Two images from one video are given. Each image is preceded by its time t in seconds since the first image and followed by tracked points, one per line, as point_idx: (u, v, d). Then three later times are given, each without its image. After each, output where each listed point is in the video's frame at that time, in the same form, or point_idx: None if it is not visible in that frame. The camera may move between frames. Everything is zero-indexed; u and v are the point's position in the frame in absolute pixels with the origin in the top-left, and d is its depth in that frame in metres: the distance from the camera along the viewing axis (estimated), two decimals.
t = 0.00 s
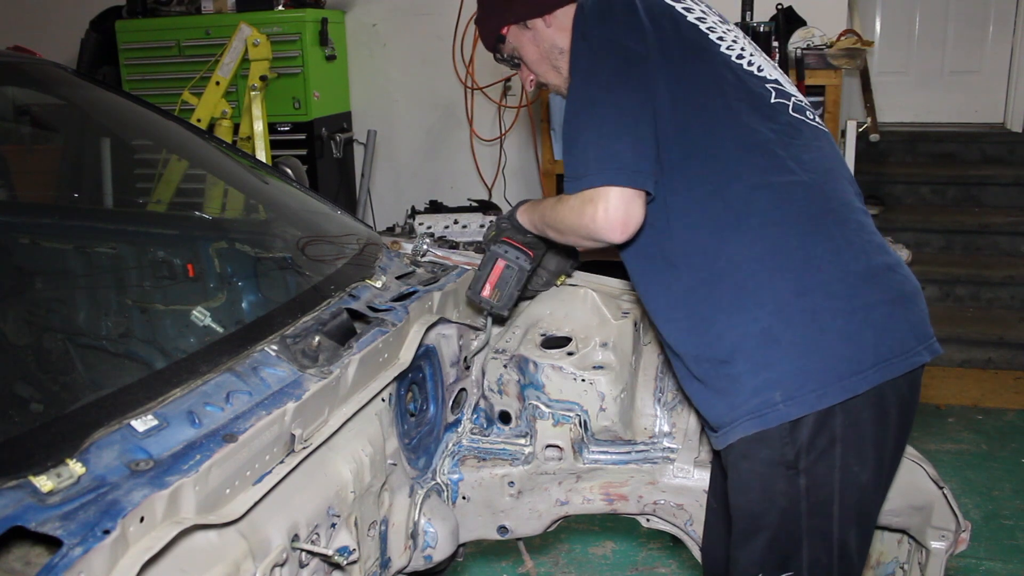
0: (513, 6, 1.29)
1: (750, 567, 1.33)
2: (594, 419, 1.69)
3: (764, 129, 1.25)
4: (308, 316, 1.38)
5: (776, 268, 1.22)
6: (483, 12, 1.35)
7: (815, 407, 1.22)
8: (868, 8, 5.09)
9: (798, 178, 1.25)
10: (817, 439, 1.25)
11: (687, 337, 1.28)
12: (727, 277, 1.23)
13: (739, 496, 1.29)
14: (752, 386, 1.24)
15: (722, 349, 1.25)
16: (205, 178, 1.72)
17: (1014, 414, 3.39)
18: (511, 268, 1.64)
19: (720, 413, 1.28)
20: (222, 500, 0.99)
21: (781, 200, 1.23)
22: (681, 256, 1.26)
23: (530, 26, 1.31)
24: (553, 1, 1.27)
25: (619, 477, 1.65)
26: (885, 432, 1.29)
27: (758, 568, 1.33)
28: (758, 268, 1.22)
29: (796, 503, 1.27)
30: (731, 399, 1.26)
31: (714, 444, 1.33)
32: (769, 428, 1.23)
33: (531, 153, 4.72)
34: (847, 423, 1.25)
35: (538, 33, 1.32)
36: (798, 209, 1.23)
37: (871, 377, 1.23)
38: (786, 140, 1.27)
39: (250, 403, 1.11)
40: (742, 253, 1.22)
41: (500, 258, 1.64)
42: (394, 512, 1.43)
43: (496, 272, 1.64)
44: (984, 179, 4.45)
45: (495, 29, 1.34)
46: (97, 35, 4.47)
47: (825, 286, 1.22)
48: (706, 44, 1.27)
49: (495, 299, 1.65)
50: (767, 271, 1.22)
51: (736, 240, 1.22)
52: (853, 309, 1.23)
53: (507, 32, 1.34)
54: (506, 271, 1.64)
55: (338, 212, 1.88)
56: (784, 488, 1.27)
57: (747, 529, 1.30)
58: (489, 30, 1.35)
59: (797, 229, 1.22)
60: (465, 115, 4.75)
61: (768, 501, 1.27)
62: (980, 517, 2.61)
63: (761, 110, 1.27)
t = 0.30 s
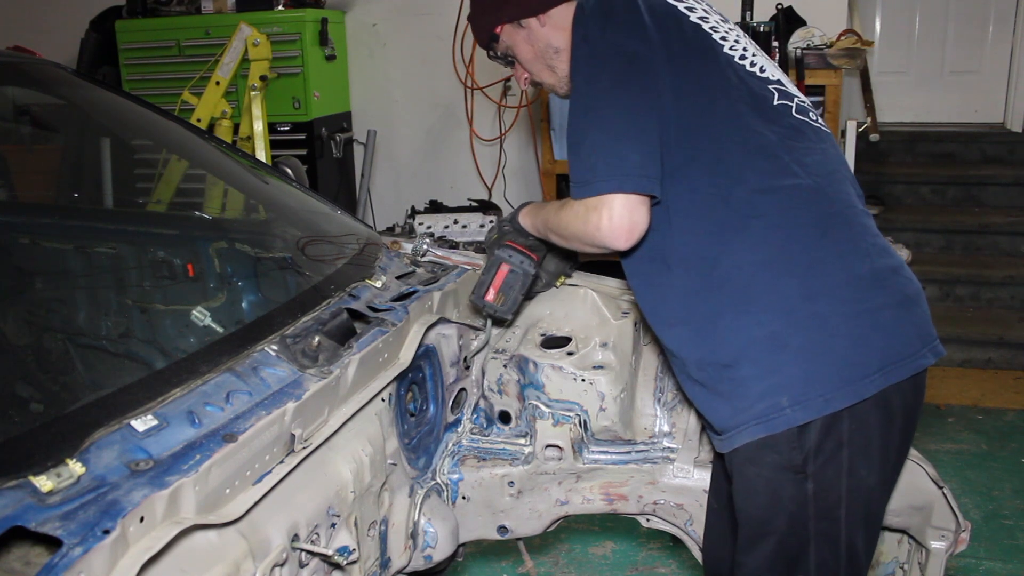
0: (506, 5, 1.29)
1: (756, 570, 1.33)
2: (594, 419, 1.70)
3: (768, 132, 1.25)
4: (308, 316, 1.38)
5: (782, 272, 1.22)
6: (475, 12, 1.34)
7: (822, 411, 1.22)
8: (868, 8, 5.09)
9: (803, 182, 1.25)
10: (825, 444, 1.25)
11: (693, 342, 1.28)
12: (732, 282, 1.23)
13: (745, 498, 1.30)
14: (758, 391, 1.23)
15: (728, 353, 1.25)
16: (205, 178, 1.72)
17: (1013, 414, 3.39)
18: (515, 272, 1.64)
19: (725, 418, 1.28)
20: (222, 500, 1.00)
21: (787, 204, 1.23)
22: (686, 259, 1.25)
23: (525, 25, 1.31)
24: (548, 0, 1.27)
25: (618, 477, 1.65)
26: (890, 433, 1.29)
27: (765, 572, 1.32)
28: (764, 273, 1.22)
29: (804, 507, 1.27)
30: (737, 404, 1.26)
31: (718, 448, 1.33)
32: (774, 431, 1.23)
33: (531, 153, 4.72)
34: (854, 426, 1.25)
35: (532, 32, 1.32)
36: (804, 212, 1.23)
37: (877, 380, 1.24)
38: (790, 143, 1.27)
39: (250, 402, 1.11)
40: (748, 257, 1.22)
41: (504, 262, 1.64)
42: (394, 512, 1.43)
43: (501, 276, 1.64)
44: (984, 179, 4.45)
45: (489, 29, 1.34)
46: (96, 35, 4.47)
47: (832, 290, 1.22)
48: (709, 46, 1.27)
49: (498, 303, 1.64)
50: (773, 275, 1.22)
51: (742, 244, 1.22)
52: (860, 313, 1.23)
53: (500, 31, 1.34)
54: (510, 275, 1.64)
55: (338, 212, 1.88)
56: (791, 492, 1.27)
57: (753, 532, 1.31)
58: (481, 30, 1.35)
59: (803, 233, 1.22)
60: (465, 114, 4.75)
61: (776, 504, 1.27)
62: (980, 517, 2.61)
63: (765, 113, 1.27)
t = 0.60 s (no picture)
0: (495, 9, 1.27)
1: (758, 573, 1.33)
2: (594, 419, 1.70)
3: (764, 134, 1.25)
4: (308, 316, 1.38)
5: (781, 274, 1.22)
6: (468, 13, 1.34)
7: (821, 414, 1.22)
8: (868, 8, 5.09)
9: (800, 184, 1.24)
10: (825, 445, 1.25)
11: (691, 345, 1.28)
12: (731, 284, 1.23)
13: (746, 500, 1.29)
14: (757, 395, 1.23)
15: (727, 356, 1.25)
16: (205, 178, 1.72)
17: (1013, 414, 3.39)
18: (516, 274, 1.63)
19: (724, 421, 1.28)
20: (222, 500, 1.00)
21: (784, 206, 1.23)
22: (685, 262, 1.25)
23: (515, 28, 1.30)
24: (538, 3, 1.26)
25: (618, 477, 1.65)
26: (890, 433, 1.30)
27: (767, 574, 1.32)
28: (763, 275, 1.22)
29: (805, 509, 1.27)
30: (736, 408, 1.26)
31: (718, 451, 1.33)
32: (775, 434, 1.23)
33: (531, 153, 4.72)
34: (853, 428, 1.25)
35: (523, 35, 1.31)
36: (801, 214, 1.23)
37: (876, 382, 1.24)
38: (787, 144, 1.27)
39: (250, 402, 1.11)
40: (745, 260, 1.22)
41: (505, 264, 1.63)
42: (394, 512, 1.43)
43: (502, 279, 1.63)
44: (984, 179, 4.45)
45: (480, 30, 1.33)
46: (96, 35, 4.47)
47: (831, 293, 1.22)
48: (705, 47, 1.27)
49: (500, 306, 1.63)
50: (771, 278, 1.22)
51: (739, 247, 1.22)
52: (858, 315, 1.23)
53: (491, 33, 1.33)
54: (511, 277, 1.63)
55: (338, 212, 1.88)
56: (792, 495, 1.26)
57: (753, 533, 1.30)
58: (473, 32, 1.34)
59: (800, 235, 1.22)
60: (465, 114, 4.76)
61: (777, 507, 1.27)
62: (980, 517, 2.61)
63: (761, 114, 1.27)
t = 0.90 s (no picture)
0: (491, 18, 1.29)
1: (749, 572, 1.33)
2: (594, 419, 1.69)
3: (750, 135, 1.25)
4: (308, 316, 1.38)
5: (763, 275, 1.22)
6: (460, 23, 1.35)
7: (805, 414, 1.22)
8: (868, 8, 5.09)
9: (786, 185, 1.24)
10: (808, 446, 1.25)
11: (678, 346, 1.28)
12: (715, 286, 1.23)
13: (736, 501, 1.29)
14: (741, 395, 1.24)
15: (711, 357, 1.25)
16: (205, 178, 1.72)
17: (1014, 414, 3.39)
18: (519, 266, 1.64)
19: (713, 421, 1.28)
20: (222, 500, 1.00)
21: (769, 206, 1.22)
22: (681, 262, 1.25)
23: (510, 36, 1.31)
24: (532, 11, 1.28)
25: (618, 477, 1.65)
26: (880, 435, 1.29)
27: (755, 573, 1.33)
28: (745, 276, 1.22)
29: (791, 509, 1.27)
30: (722, 408, 1.26)
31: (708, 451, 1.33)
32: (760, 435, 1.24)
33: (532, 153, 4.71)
34: (842, 429, 1.25)
35: (517, 43, 1.32)
36: (787, 215, 1.23)
37: (862, 382, 1.23)
38: (771, 145, 1.26)
39: (250, 402, 1.11)
40: (731, 260, 1.22)
41: (509, 255, 1.64)
42: (394, 512, 1.43)
43: (506, 270, 1.64)
44: (984, 179, 4.45)
45: (474, 40, 1.35)
46: (96, 35, 4.47)
47: (816, 293, 1.22)
48: (688, 52, 1.26)
49: (503, 297, 1.65)
50: (755, 278, 1.22)
51: (724, 248, 1.22)
52: (842, 315, 1.22)
53: (486, 43, 1.35)
54: (514, 269, 1.64)
55: (338, 212, 1.88)
56: (778, 495, 1.27)
57: (743, 534, 1.30)
58: (468, 42, 1.36)
59: (782, 236, 1.22)
60: (465, 114, 4.76)
61: (762, 507, 1.27)
62: (980, 517, 2.61)
63: (746, 116, 1.26)
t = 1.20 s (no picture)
0: (494, 18, 1.31)
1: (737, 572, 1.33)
2: (594, 419, 1.69)
3: (744, 134, 1.25)
4: (309, 316, 1.38)
5: (753, 271, 1.22)
6: (464, 24, 1.36)
7: (794, 412, 1.22)
8: (868, 8, 5.09)
9: (778, 183, 1.24)
10: (792, 444, 1.25)
11: (671, 343, 1.29)
12: (707, 282, 1.23)
13: (725, 500, 1.29)
14: (731, 391, 1.24)
15: (703, 352, 1.25)
16: (205, 178, 1.72)
17: (1013, 413, 3.39)
18: (511, 267, 1.64)
19: (704, 417, 1.29)
20: (222, 499, 1.00)
21: (761, 204, 1.22)
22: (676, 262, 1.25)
23: (513, 37, 1.33)
24: (534, 14, 1.29)
25: (618, 477, 1.65)
26: (872, 436, 1.29)
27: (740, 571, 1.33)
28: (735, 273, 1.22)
29: (774, 507, 1.27)
30: (711, 404, 1.27)
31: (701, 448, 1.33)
32: (754, 433, 1.24)
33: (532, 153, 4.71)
34: (831, 427, 1.25)
35: (521, 44, 1.34)
36: (779, 213, 1.23)
37: (851, 381, 1.23)
38: (766, 143, 1.26)
39: (250, 402, 1.11)
40: (722, 259, 1.22)
41: (501, 257, 1.65)
42: (394, 512, 1.43)
43: (498, 271, 1.64)
44: (984, 179, 4.45)
45: (478, 41, 1.36)
46: (97, 35, 4.47)
47: (806, 292, 1.22)
48: (682, 52, 1.26)
49: (497, 298, 1.65)
50: (745, 276, 1.22)
51: (715, 245, 1.22)
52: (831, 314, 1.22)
53: (489, 44, 1.36)
54: (507, 270, 1.64)
55: (338, 212, 1.88)
56: (760, 493, 1.27)
57: (731, 534, 1.30)
58: (472, 43, 1.37)
59: (774, 234, 1.22)
60: (465, 114, 4.76)
61: (748, 505, 1.28)
62: (980, 517, 2.61)
63: (740, 114, 1.26)
